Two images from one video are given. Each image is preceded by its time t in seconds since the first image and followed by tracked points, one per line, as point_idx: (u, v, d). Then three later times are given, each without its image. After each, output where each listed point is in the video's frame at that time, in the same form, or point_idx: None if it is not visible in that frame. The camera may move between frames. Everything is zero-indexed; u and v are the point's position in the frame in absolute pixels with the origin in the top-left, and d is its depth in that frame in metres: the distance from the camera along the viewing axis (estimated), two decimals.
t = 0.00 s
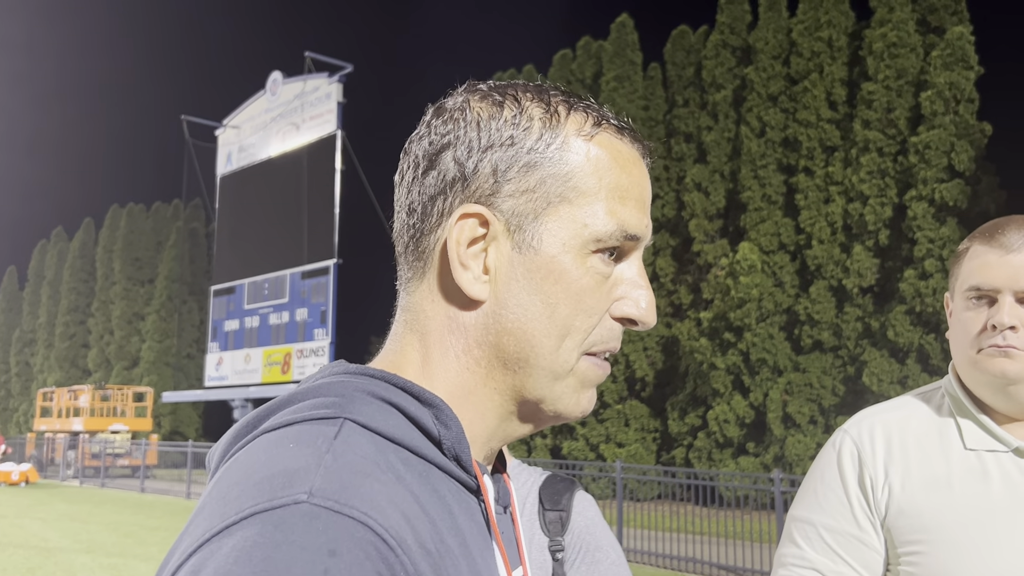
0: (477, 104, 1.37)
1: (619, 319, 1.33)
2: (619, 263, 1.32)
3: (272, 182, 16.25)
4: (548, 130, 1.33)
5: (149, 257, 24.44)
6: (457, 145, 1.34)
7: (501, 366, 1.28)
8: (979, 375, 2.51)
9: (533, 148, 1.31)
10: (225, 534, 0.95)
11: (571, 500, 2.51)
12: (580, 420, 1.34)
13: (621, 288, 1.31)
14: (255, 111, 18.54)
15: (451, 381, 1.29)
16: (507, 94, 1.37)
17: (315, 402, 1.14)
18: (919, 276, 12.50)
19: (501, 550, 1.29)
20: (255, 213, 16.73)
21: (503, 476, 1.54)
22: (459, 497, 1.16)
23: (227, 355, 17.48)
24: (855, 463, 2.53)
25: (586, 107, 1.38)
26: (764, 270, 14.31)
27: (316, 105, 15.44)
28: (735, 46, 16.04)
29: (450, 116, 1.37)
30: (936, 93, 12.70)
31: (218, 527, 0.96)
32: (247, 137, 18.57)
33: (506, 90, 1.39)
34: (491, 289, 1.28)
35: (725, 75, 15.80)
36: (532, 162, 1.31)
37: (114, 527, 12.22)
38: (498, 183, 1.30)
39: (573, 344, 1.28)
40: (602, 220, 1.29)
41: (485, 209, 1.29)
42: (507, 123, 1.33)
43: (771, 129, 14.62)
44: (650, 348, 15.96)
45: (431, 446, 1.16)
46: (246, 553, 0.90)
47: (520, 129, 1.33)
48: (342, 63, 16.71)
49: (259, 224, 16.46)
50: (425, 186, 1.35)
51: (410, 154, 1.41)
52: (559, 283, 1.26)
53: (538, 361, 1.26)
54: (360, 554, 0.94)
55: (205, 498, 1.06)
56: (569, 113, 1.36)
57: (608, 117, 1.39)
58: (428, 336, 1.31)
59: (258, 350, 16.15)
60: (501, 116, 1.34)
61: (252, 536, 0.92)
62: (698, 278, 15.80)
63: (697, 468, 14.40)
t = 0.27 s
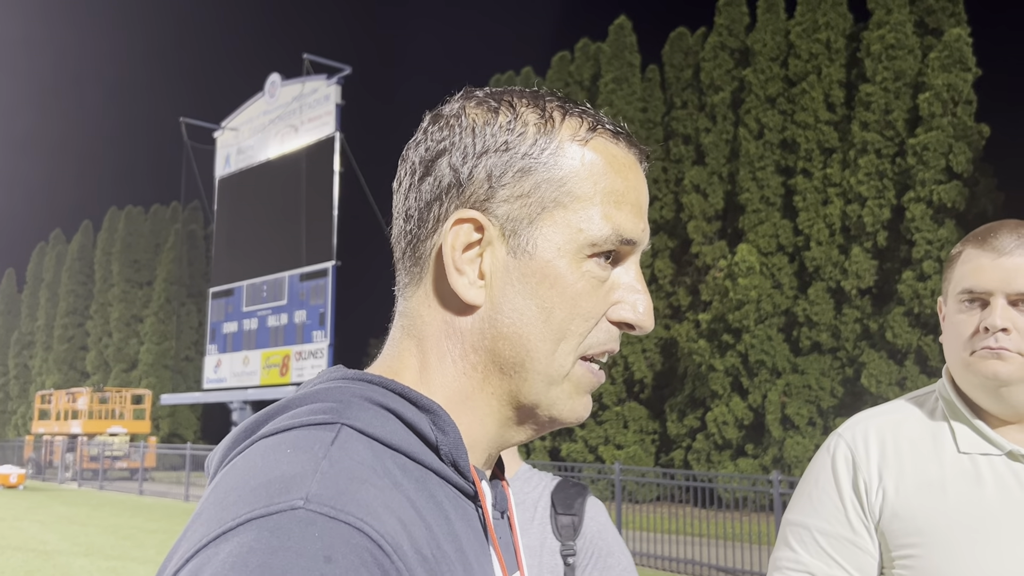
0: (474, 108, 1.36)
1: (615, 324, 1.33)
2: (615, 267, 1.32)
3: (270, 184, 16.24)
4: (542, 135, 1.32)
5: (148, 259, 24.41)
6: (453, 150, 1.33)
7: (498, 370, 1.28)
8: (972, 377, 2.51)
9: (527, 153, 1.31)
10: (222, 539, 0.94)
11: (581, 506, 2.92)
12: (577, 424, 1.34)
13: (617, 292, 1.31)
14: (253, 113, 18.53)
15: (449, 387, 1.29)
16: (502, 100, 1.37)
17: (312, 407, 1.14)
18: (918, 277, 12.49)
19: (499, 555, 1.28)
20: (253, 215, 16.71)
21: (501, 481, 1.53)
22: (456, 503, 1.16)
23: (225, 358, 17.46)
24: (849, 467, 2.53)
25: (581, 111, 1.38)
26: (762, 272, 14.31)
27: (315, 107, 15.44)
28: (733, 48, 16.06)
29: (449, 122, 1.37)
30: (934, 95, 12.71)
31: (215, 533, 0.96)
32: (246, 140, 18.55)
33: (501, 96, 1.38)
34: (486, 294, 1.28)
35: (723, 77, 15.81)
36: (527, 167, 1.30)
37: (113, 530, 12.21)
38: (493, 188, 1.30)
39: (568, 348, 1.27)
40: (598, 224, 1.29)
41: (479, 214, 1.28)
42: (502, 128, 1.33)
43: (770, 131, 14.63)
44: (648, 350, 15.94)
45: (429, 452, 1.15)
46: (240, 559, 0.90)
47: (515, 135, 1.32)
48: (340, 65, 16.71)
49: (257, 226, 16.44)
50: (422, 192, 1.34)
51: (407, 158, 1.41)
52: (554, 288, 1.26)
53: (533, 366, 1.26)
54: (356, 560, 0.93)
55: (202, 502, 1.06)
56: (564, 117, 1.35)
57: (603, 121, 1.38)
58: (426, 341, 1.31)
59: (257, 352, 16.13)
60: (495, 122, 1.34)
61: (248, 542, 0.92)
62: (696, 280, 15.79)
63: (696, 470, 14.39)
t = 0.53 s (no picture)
0: (466, 112, 1.37)
1: (611, 321, 1.32)
2: (607, 263, 1.31)
3: (269, 185, 16.23)
4: (529, 133, 1.32)
5: (146, 260, 24.38)
6: (443, 152, 1.34)
7: (493, 370, 1.27)
8: (967, 379, 2.50)
9: (514, 151, 1.31)
10: (224, 538, 0.93)
11: (617, 511, 2.78)
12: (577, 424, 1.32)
13: (610, 289, 1.30)
14: (252, 115, 18.53)
15: (445, 388, 1.28)
16: (490, 103, 1.37)
17: (316, 407, 1.14)
18: (917, 278, 12.48)
19: (501, 557, 1.27)
20: (251, 216, 16.70)
21: (504, 485, 1.51)
22: (457, 504, 1.15)
23: (224, 359, 17.44)
24: (844, 468, 2.53)
25: (567, 109, 1.38)
26: (761, 273, 14.30)
27: (313, 108, 15.43)
28: (731, 49, 16.06)
29: (439, 128, 1.38)
30: (932, 96, 12.71)
31: (217, 532, 0.94)
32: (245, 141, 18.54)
33: (490, 99, 1.39)
34: (477, 293, 1.27)
35: (721, 78, 15.80)
36: (513, 164, 1.30)
37: (112, 532, 12.19)
38: (480, 187, 1.29)
39: (562, 345, 1.26)
40: (587, 220, 1.28)
41: (469, 214, 1.28)
42: (488, 129, 1.33)
43: (769, 132, 14.63)
44: (647, 352, 15.92)
45: (429, 452, 1.15)
46: (243, 557, 0.88)
47: (502, 134, 1.32)
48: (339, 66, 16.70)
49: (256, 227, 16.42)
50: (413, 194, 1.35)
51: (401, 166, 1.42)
52: (545, 286, 1.26)
53: (527, 365, 1.25)
54: (357, 560, 0.92)
55: (205, 503, 1.04)
56: (550, 117, 1.35)
57: (592, 118, 1.38)
58: (421, 343, 1.30)
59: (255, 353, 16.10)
60: (482, 123, 1.34)
61: (250, 540, 0.90)
62: (695, 281, 15.78)
63: (695, 471, 14.37)
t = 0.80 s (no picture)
0: (460, 111, 1.38)
1: (610, 315, 1.31)
2: (604, 256, 1.31)
3: (269, 186, 16.24)
4: (521, 129, 1.32)
5: (146, 261, 24.39)
6: (438, 151, 1.34)
7: (492, 365, 1.27)
8: (966, 379, 2.51)
9: (506, 147, 1.31)
10: (230, 531, 0.91)
11: (654, 515, 2.75)
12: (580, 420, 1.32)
13: (607, 282, 1.29)
14: (252, 116, 18.54)
15: (446, 385, 1.28)
16: (484, 101, 1.38)
17: (322, 403, 1.13)
18: (916, 279, 12.47)
19: (504, 554, 1.27)
20: (251, 217, 16.70)
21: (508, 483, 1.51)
22: (462, 501, 1.15)
23: (224, 360, 17.43)
24: (844, 469, 2.53)
25: (560, 104, 1.37)
26: (761, 274, 14.30)
27: (313, 109, 15.44)
28: (731, 50, 16.07)
29: (434, 128, 1.38)
30: (932, 97, 12.71)
31: (224, 525, 0.93)
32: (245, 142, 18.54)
33: (485, 99, 1.39)
34: (474, 289, 1.27)
35: (721, 79, 15.80)
36: (507, 160, 1.30)
37: (111, 533, 12.20)
38: (474, 184, 1.30)
39: (559, 340, 1.26)
40: (581, 213, 1.28)
41: (464, 210, 1.28)
42: (482, 126, 1.33)
43: (768, 133, 14.64)
44: (647, 353, 15.91)
45: (434, 450, 1.15)
46: (250, 550, 0.87)
47: (494, 132, 1.33)
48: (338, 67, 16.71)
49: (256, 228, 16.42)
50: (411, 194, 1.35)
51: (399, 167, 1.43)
52: (541, 281, 1.25)
53: (525, 360, 1.25)
54: (364, 554, 0.91)
55: (210, 498, 1.03)
56: (544, 111, 1.35)
57: (587, 113, 1.38)
58: (422, 341, 1.30)
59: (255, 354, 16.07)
60: (476, 121, 1.34)
61: (257, 535, 0.88)
62: (695, 282, 15.77)
63: (695, 472, 14.37)
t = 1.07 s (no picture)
0: (466, 111, 1.39)
1: (615, 315, 1.31)
2: (608, 255, 1.31)
3: (269, 187, 16.23)
4: (526, 129, 1.33)
5: (146, 262, 24.38)
6: (445, 151, 1.35)
7: (496, 364, 1.28)
8: (967, 380, 2.51)
9: (511, 147, 1.31)
10: (239, 531, 0.92)
11: (683, 521, 2.74)
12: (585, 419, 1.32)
13: (610, 281, 1.30)
14: (252, 116, 18.54)
15: (453, 385, 1.29)
16: (490, 102, 1.38)
17: (329, 403, 1.13)
18: (916, 279, 12.48)
19: (510, 552, 1.28)
20: (251, 218, 16.69)
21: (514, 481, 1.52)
22: (469, 500, 1.17)
23: (224, 360, 17.42)
24: (847, 468, 2.52)
25: (566, 104, 1.38)
26: (761, 275, 14.31)
27: (313, 110, 15.44)
28: (732, 51, 16.08)
29: (441, 129, 1.39)
30: (932, 98, 12.72)
31: (232, 525, 0.93)
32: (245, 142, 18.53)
33: (491, 98, 1.40)
34: (479, 288, 1.28)
35: (722, 80, 15.80)
36: (511, 159, 1.31)
37: (111, 533, 12.20)
38: (478, 185, 1.30)
39: (564, 339, 1.26)
40: (586, 212, 1.28)
41: (468, 210, 1.29)
42: (487, 127, 1.34)
43: (769, 134, 14.65)
44: (648, 353, 15.91)
45: (442, 450, 1.16)
46: (260, 549, 0.87)
47: (500, 132, 1.33)
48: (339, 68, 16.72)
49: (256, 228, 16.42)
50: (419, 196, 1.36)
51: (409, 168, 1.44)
52: (544, 282, 1.25)
53: (529, 359, 1.25)
54: (373, 553, 0.91)
55: (220, 498, 1.04)
56: (549, 111, 1.35)
57: (593, 113, 1.38)
58: (429, 342, 1.31)
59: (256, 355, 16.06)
60: (481, 122, 1.35)
61: (266, 533, 0.88)
62: (695, 283, 15.75)
63: (695, 472, 14.37)
